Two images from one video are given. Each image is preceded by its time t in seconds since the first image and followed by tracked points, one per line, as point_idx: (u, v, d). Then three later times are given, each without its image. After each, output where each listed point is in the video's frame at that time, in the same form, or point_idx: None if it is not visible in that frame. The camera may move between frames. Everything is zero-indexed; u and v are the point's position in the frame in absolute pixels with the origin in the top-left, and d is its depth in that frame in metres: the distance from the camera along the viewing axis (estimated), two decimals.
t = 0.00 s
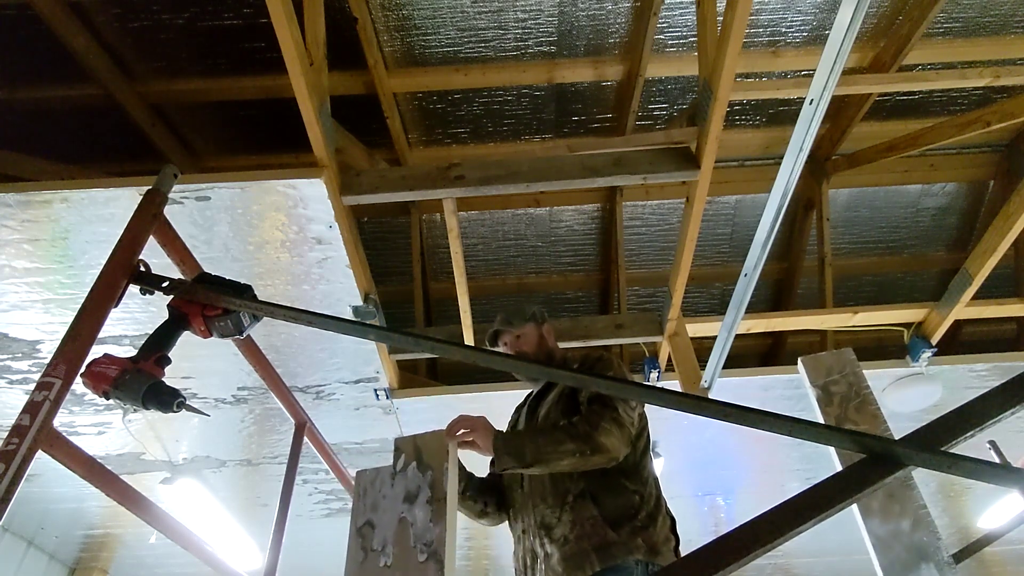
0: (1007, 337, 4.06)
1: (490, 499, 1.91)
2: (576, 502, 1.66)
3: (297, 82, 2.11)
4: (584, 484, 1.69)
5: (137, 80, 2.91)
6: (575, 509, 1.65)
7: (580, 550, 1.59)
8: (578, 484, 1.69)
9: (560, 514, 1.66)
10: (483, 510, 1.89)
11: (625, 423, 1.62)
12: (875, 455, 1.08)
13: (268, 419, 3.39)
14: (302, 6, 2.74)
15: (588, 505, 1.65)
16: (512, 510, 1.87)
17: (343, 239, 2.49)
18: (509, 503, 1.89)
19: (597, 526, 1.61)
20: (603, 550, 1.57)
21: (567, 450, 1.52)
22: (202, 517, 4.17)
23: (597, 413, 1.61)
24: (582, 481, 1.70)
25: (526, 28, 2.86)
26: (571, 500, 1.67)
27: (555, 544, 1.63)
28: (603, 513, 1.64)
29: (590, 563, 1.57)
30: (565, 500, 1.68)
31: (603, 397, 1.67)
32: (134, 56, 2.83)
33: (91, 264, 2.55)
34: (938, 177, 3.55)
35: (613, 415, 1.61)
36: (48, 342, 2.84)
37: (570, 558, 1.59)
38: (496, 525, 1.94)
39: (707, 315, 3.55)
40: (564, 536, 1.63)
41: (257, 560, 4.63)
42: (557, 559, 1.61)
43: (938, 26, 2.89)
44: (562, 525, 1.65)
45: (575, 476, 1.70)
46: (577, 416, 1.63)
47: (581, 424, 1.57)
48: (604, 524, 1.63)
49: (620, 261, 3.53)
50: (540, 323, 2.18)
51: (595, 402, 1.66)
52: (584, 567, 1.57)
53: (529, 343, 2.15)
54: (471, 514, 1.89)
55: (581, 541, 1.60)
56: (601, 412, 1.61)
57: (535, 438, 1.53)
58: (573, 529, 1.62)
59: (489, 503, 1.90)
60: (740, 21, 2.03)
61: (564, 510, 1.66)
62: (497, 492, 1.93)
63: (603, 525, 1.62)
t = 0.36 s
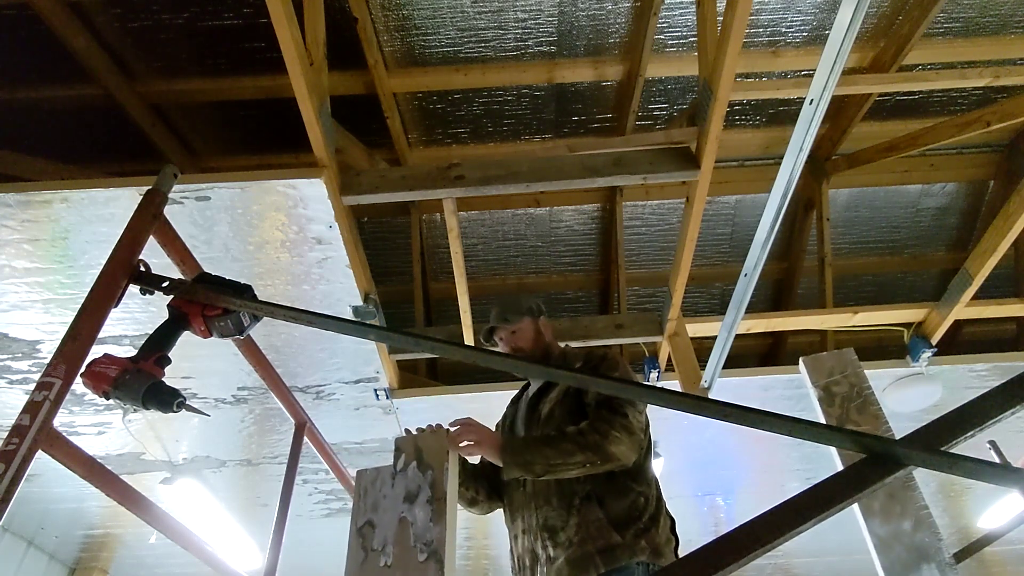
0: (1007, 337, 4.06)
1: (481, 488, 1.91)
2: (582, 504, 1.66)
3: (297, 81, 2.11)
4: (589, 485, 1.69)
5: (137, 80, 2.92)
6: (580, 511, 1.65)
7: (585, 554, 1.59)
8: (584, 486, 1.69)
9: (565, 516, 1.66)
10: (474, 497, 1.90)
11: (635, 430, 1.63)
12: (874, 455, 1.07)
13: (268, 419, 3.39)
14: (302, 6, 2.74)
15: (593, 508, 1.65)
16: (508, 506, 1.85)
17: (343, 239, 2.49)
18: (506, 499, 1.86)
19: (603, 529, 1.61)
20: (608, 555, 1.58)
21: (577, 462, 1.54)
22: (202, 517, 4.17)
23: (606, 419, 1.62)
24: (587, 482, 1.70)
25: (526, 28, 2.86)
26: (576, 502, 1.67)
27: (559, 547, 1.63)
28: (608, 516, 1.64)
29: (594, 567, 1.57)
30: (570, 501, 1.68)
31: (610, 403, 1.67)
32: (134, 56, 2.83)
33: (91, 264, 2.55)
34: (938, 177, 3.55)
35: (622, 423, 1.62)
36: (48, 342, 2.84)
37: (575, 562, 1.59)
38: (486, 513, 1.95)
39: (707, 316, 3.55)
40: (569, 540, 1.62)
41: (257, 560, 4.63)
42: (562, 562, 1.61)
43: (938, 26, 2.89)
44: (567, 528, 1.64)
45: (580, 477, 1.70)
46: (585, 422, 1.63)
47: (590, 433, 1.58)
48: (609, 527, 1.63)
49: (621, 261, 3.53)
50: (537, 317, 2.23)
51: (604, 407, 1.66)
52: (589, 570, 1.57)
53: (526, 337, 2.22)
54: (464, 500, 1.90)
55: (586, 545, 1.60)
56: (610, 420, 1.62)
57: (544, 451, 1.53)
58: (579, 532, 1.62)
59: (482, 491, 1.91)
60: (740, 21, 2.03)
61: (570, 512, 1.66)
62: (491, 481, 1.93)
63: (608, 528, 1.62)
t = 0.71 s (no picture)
0: (1007, 337, 4.06)
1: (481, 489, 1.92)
2: (579, 500, 1.66)
3: (297, 81, 2.11)
4: (586, 480, 1.69)
5: (137, 80, 2.92)
6: (578, 507, 1.65)
7: (584, 551, 1.58)
8: (580, 480, 1.69)
9: (563, 511, 1.66)
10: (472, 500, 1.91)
11: (627, 423, 1.64)
12: (874, 455, 1.07)
13: (268, 419, 3.39)
14: (302, 6, 2.74)
15: (591, 503, 1.65)
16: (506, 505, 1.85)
17: (343, 239, 2.49)
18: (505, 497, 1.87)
19: (602, 525, 1.60)
20: (607, 552, 1.57)
21: (569, 457, 1.53)
22: (202, 517, 4.17)
23: (599, 413, 1.62)
24: (585, 478, 1.69)
25: (526, 28, 2.85)
26: (573, 497, 1.67)
27: (558, 545, 1.62)
28: (606, 511, 1.64)
29: (594, 565, 1.56)
30: (567, 496, 1.68)
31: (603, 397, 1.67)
32: (135, 56, 2.83)
33: (91, 264, 2.55)
34: (938, 177, 3.55)
35: (615, 416, 1.62)
36: (48, 342, 2.84)
37: (574, 559, 1.57)
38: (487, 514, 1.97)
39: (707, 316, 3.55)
40: (568, 537, 1.61)
41: (257, 560, 4.63)
42: (561, 559, 1.60)
43: (938, 26, 2.89)
44: (566, 525, 1.64)
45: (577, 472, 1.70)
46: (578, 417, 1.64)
47: (582, 428, 1.57)
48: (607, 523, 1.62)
49: (620, 261, 3.52)
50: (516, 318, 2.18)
51: (596, 401, 1.66)
52: (589, 567, 1.55)
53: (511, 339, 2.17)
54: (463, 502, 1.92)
55: (586, 541, 1.59)
56: (602, 414, 1.62)
57: (536, 449, 1.53)
58: (578, 528, 1.61)
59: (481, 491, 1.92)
60: (740, 21, 2.03)
61: (568, 508, 1.66)
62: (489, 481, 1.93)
63: (606, 524, 1.61)
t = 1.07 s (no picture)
0: (1007, 338, 4.06)
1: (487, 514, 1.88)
2: (574, 488, 1.66)
3: (297, 81, 2.11)
4: (579, 468, 1.69)
5: (137, 80, 2.92)
6: (573, 495, 1.65)
7: (583, 538, 1.58)
8: (573, 469, 1.69)
9: (559, 503, 1.66)
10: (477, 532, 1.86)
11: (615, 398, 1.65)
12: (875, 455, 1.07)
13: (268, 419, 3.39)
14: (302, 6, 2.74)
15: (586, 490, 1.65)
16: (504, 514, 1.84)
17: (343, 239, 2.49)
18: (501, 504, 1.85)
19: (598, 511, 1.61)
20: (606, 537, 1.57)
21: (566, 435, 1.53)
22: (203, 517, 4.17)
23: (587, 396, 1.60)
24: (577, 465, 1.70)
25: (526, 28, 2.85)
26: (568, 487, 1.67)
27: (558, 536, 1.62)
28: (602, 496, 1.64)
29: (595, 553, 1.56)
30: (562, 487, 1.68)
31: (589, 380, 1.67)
32: (134, 56, 2.83)
33: (91, 264, 2.55)
34: (938, 177, 3.55)
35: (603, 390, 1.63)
36: (48, 342, 2.84)
37: (574, 548, 1.57)
38: (498, 542, 1.92)
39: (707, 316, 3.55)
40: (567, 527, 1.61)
41: (257, 560, 4.63)
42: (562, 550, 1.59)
43: (938, 26, 2.89)
44: (564, 516, 1.64)
45: (568, 462, 1.70)
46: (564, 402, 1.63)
47: (573, 406, 1.58)
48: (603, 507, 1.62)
49: (620, 261, 3.52)
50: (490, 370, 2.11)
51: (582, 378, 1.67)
52: (591, 554, 1.56)
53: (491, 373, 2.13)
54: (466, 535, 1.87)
55: (584, 528, 1.59)
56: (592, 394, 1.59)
57: (532, 433, 1.52)
58: (576, 517, 1.61)
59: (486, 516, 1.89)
60: (740, 21, 2.03)
61: (564, 498, 1.66)
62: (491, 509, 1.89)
63: (602, 509, 1.61)
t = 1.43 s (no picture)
0: (1007, 338, 4.06)
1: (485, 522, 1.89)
2: (568, 482, 1.67)
3: (297, 82, 2.11)
4: (572, 464, 1.70)
5: (137, 80, 2.92)
6: (567, 489, 1.66)
7: (578, 528, 1.58)
8: (566, 465, 1.70)
9: (553, 497, 1.67)
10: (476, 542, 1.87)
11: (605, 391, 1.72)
12: (874, 455, 1.08)
13: (268, 419, 3.39)
14: (302, 6, 2.74)
15: (579, 482, 1.66)
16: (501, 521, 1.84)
17: (343, 239, 2.49)
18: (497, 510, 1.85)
19: (591, 500, 1.62)
20: (601, 526, 1.57)
21: (563, 428, 1.60)
22: (203, 517, 4.17)
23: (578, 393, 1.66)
24: (570, 461, 1.71)
25: (526, 28, 2.85)
26: (562, 481, 1.68)
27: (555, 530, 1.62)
28: (594, 487, 1.65)
29: (590, 542, 1.56)
30: (556, 482, 1.69)
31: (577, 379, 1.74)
32: (134, 56, 2.83)
33: (91, 264, 2.55)
34: (938, 177, 3.55)
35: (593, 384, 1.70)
36: (48, 342, 2.84)
37: (570, 538, 1.58)
38: (494, 553, 1.92)
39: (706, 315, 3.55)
40: (563, 520, 1.62)
41: (257, 561, 4.63)
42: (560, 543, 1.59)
43: (938, 25, 2.89)
44: (559, 510, 1.64)
45: (561, 458, 1.72)
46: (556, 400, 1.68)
47: (567, 401, 1.65)
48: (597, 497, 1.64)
49: (620, 261, 3.52)
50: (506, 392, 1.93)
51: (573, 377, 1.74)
52: (586, 540, 1.56)
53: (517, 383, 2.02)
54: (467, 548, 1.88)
55: (579, 517, 1.60)
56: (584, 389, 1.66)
57: (531, 428, 1.59)
58: (571, 509, 1.62)
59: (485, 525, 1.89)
60: (740, 21, 2.03)
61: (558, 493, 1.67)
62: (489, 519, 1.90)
63: (596, 499, 1.62)
